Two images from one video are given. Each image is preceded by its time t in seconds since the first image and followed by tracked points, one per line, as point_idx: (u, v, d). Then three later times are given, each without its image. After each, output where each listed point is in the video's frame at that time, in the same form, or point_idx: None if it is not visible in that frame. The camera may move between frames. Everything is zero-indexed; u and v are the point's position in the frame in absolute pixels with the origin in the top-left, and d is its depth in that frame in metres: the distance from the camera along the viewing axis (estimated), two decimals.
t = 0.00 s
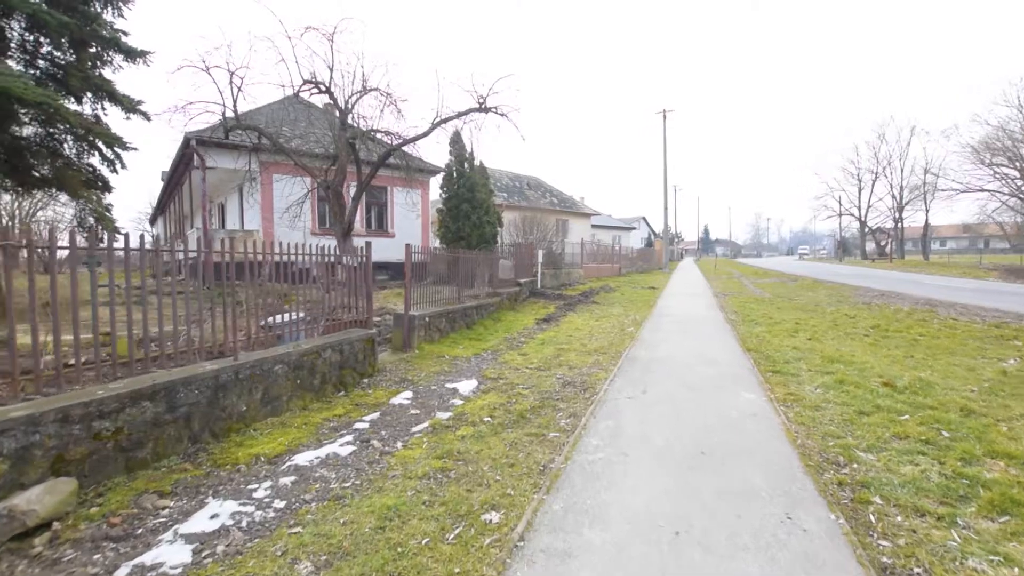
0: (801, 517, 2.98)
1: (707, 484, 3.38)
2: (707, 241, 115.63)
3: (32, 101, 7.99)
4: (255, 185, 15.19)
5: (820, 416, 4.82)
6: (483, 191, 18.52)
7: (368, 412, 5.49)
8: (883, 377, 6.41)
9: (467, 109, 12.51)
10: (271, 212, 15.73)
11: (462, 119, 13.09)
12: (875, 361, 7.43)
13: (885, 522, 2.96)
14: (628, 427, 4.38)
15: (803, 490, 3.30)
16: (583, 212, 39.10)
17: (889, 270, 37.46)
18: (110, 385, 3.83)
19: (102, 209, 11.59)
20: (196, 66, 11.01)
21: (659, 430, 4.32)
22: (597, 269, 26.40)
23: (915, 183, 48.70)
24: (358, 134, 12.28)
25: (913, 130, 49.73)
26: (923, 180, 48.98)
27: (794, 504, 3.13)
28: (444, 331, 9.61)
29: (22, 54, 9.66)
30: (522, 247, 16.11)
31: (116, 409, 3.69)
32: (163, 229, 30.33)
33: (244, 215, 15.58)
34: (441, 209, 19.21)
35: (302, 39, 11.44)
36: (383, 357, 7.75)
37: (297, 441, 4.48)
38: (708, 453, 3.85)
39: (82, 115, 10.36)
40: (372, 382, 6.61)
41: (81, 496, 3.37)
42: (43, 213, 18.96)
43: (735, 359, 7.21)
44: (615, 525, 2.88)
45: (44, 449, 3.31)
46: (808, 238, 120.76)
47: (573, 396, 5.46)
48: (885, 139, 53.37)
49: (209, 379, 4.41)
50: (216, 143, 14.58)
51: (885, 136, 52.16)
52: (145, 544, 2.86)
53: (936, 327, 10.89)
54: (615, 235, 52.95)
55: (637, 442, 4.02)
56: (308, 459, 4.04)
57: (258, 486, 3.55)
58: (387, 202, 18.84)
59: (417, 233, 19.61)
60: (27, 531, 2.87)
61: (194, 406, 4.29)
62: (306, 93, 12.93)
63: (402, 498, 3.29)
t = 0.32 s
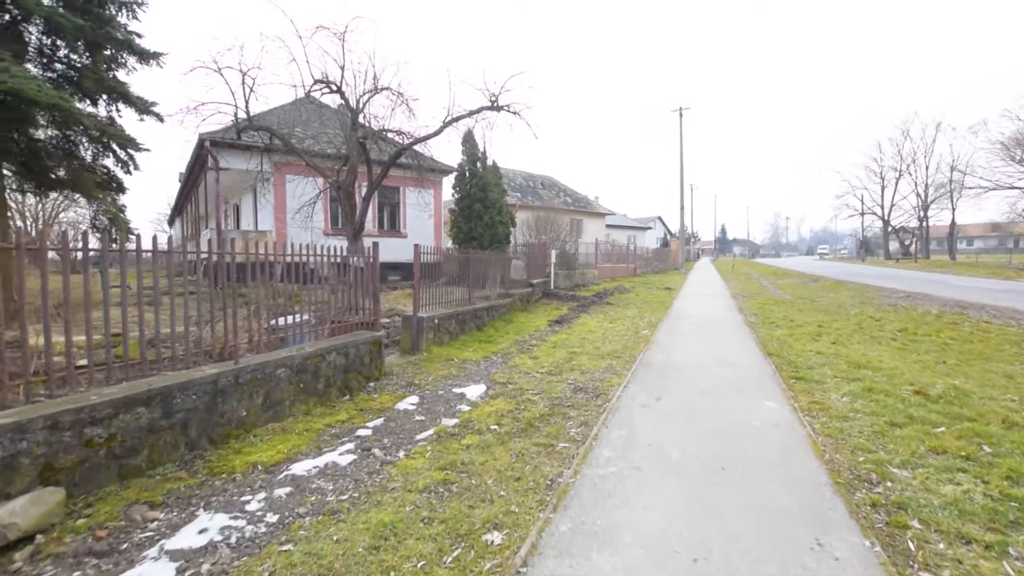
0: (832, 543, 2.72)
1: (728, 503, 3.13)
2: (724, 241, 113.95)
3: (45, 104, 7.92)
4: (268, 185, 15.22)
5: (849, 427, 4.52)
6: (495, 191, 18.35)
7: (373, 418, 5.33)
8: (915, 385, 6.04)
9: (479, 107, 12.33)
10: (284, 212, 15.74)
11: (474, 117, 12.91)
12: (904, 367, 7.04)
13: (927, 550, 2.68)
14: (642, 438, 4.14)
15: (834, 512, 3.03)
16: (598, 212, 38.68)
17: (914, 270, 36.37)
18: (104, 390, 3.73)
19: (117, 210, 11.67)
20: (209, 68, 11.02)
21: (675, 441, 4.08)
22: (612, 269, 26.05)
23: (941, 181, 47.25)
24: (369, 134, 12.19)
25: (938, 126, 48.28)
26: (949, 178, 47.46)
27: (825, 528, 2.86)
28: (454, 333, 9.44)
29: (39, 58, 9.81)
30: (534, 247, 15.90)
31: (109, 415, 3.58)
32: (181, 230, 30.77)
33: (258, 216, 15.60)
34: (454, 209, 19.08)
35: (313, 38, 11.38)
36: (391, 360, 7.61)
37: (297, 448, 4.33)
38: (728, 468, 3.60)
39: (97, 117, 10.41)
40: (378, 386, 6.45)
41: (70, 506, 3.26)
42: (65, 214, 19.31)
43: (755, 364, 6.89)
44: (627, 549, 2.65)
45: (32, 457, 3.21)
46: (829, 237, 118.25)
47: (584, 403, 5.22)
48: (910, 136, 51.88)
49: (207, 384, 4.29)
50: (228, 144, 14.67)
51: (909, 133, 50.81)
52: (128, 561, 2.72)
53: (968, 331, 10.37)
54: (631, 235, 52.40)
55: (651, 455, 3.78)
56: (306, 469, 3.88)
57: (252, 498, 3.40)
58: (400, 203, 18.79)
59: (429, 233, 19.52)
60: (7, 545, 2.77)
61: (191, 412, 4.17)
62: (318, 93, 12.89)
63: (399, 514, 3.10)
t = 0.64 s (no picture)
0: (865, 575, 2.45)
1: (749, 525, 2.88)
2: (741, 241, 112.18)
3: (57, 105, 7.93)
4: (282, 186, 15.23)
5: (880, 440, 4.21)
6: (508, 191, 18.15)
7: (377, 423, 5.16)
8: (949, 393, 5.66)
9: (490, 105, 12.13)
10: (298, 212, 15.76)
11: (485, 115, 12.71)
12: (936, 374, 6.65)
13: None
14: (655, 450, 3.90)
15: (866, 538, 2.75)
16: (613, 212, 38.22)
17: (940, 270, 35.28)
18: (97, 397, 3.62)
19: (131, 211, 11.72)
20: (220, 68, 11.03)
21: (691, 454, 3.82)
22: (626, 269, 25.66)
23: (968, 178, 45.77)
24: (380, 133, 12.07)
25: (965, 122, 46.76)
26: (977, 175, 45.92)
27: (856, 557, 2.60)
28: (464, 335, 9.25)
29: (55, 61, 9.96)
30: (547, 247, 15.67)
31: (100, 422, 3.47)
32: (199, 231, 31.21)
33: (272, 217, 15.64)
34: (466, 209, 18.92)
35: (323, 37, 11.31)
36: (398, 363, 7.45)
37: (295, 457, 4.18)
38: (748, 485, 3.34)
39: (111, 119, 10.49)
40: (384, 390, 6.29)
41: (57, 517, 3.16)
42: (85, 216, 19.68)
43: (776, 370, 6.57)
44: None
45: (16, 466, 3.11)
46: (850, 237, 115.62)
47: (595, 411, 4.99)
48: (935, 132, 50.38)
49: (204, 389, 4.16)
50: (240, 145, 14.72)
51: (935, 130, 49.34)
52: None
53: (1003, 335, 9.85)
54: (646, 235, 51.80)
55: (665, 470, 3.54)
56: (302, 480, 3.72)
57: (243, 511, 3.26)
58: (412, 203, 18.70)
59: (442, 233, 19.40)
60: None
61: (188, 418, 4.05)
62: (329, 92, 12.82)
63: (394, 532, 2.92)
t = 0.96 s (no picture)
0: None
1: (772, 554, 2.62)
2: (759, 241, 110.33)
3: (68, 106, 7.96)
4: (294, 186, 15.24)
5: (916, 455, 3.89)
6: (521, 190, 17.93)
7: (380, 429, 4.99)
8: (988, 404, 5.28)
9: (501, 103, 11.92)
10: (311, 212, 15.75)
11: (497, 113, 12.50)
12: (973, 382, 6.24)
13: None
14: (669, 465, 3.64)
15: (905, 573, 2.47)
16: (628, 211, 37.73)
17: (969, 270, 34.01)
18: (87, 403, 3.51)
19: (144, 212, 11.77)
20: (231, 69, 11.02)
21: (708, 470, 3.56)
22: (642, 270, 25.25)
23: (998, 175, 44.17)
24: (390, 133, 11.94)
25: (996, 117, 45.14)
26: (1008, 172, 44.29)
27: None
28: (474, 337, 9.06)
29: (70, 64, 10.07)
30: (561, 247, 15.41)
31: (88, 429, 3.36)
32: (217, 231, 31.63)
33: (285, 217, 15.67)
34: (479, 208, 18.75)
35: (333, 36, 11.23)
36: (406, 366, 7.28)
37: (292, 465, 4.03)
38: (771, 507, 3.08)
39: (124, 121, 10.56)
40: (389, 395, 6.13)
41: (41, 529, 3.04)
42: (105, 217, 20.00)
43: (799, 377, 6.24)
44: None
45: None
46: (874, 236, 112.78)
47: (606, 419, 4.74)
48: (962, 128, 48.77)
49: (199, 395, 4.04)
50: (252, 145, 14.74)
51: (962, 126, 47.81)
52: None
53: None
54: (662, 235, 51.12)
55: (680, 488, 3.29)
56: (296, 492, 3.55)
57: (231, 525, 3.11)
58: (425, 202, 18.60)
59: (455, 234, 19.27)
60: None
61: (182, 424, 3.92)
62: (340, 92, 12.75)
63: (385, 554, 2.73)
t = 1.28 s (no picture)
0: None
1: None
2: (778, 241, 108.34)
3: (78, 108, 7.98)
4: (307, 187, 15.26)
5: (954, 472, 3.58)
6: (534, 190, 17.72)
7: (382, 436, 4.84)
8: None
9: (513, 101, 11.72)
10: (323, 213, 15.76)
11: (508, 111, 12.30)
12: (1011, 390, 5.85)
13: None
14: (683, 481, 3.40)
15: None
16: (644, 210, 37.20)
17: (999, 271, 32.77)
18: (77, 409, 3.40)
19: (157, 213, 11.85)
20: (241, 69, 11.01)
21: (726, 488, 3.31)
22: (657, 270, 24.83)
23: None
24: (400, 132, 11.82)
25: None
26: None
27: None
28: (483, 339, 8.88)
29: (85, 67, 10.19)
30: (574, 247, 15.14)
31: (76, 437, 3.25)
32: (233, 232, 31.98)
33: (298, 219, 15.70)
34: (491, 208, 18.58)
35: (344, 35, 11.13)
36: (412, 369, 7.13)
37: (287, 474, 3.89)
38: (794, 531, 2.82)
39: (136, 123, 10.66)
40: (393, 399, 5.97)
41: (24, 541, 2.93)
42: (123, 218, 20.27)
43: (822, 384, 5.92)
44: None
45: None
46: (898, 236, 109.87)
47: (616, 428, 4.51)
48: (992, 123, 47.15)
49: (194, 401, 3.92)
50: (264, 146, 14.77)
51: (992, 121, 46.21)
52: None
53: None
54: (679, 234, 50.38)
55: (694, 508, 3.05)
56: (289, 503, 3.40)
57: (218, 540, 2.97)
58: (437, 202, 18.51)
59: (467, 234, 19.13)
60: None
61: (175, 431, 3.81)
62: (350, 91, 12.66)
63: None
